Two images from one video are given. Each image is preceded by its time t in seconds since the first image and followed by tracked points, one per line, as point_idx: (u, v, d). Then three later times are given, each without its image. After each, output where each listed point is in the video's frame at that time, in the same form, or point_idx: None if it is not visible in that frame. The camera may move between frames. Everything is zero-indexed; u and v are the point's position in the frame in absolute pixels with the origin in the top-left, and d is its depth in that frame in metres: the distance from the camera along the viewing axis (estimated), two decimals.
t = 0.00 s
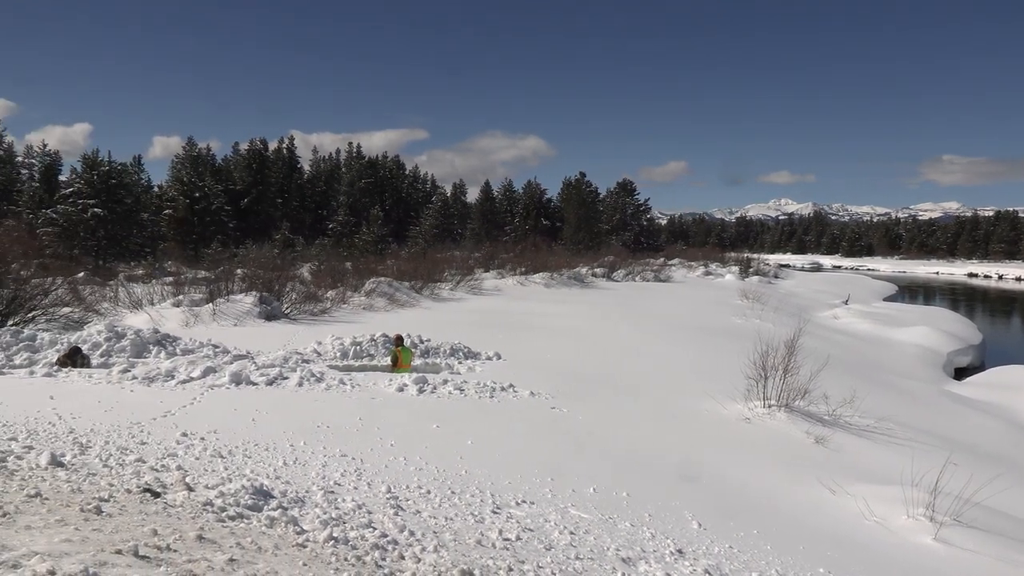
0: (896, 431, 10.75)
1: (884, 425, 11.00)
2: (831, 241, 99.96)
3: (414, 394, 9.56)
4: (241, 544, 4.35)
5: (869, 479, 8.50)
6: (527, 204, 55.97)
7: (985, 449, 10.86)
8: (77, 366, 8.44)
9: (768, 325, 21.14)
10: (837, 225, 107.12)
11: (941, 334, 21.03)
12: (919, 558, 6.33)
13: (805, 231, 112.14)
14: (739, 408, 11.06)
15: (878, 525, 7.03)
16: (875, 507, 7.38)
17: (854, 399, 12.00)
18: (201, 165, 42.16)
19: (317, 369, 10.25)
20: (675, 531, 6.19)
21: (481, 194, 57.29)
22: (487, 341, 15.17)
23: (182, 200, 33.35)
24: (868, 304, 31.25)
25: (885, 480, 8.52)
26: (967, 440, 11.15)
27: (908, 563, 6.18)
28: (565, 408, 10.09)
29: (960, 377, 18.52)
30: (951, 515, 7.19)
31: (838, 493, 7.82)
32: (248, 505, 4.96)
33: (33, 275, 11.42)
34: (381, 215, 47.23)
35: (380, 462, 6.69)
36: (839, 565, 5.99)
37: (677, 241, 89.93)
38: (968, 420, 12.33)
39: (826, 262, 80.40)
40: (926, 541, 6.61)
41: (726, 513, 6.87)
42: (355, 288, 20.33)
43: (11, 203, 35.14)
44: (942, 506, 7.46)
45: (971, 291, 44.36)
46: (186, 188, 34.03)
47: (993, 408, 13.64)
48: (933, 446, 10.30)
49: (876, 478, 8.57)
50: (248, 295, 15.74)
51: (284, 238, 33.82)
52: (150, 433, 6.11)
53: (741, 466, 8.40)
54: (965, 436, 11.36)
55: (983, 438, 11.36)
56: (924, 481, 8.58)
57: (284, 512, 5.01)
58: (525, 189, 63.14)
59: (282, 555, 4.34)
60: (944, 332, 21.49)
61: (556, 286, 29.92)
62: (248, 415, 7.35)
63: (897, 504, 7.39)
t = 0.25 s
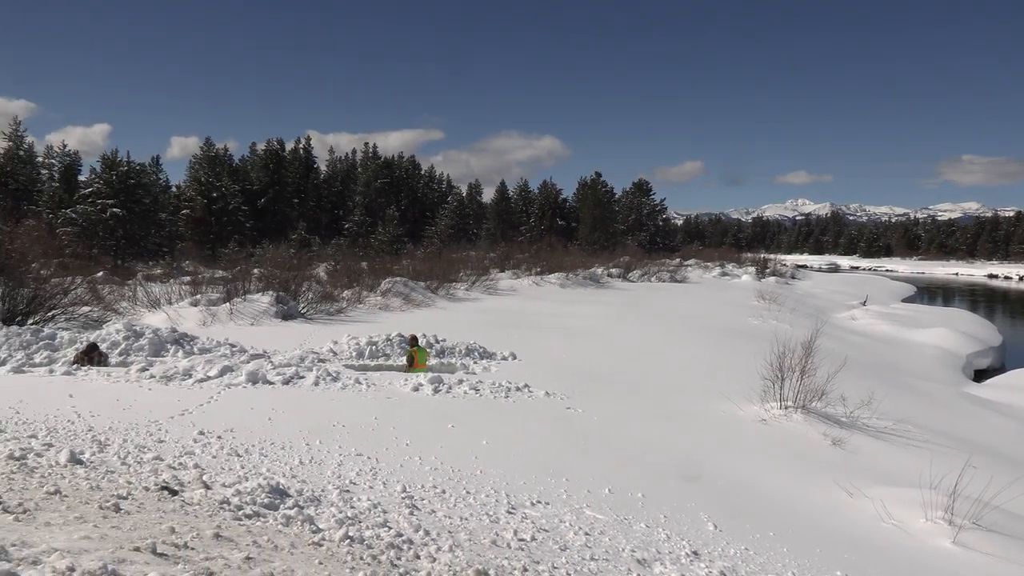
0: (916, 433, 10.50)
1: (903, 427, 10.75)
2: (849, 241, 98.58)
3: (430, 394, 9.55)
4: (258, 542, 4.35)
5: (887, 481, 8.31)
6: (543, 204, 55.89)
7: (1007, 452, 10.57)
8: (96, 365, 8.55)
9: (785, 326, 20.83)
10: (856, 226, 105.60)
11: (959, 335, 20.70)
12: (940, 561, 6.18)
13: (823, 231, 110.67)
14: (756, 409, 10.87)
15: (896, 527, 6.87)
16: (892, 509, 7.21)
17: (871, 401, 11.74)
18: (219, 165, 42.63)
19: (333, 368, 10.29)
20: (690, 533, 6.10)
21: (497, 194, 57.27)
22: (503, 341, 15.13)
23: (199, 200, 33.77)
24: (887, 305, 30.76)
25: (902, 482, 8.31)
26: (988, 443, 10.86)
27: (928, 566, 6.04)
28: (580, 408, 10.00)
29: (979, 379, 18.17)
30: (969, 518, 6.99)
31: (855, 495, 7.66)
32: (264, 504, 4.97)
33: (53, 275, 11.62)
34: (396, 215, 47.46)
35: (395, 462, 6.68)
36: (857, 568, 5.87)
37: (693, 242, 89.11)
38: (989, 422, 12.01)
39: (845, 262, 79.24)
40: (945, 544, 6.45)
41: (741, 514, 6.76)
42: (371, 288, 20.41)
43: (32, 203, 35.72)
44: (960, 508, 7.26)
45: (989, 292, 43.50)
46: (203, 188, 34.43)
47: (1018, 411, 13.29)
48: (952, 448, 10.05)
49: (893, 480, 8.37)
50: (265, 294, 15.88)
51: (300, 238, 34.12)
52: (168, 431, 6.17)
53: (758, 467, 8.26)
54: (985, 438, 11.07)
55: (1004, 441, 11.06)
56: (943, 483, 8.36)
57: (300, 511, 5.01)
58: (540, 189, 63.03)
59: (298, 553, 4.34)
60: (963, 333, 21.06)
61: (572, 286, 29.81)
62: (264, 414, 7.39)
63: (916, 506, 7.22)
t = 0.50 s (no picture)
0: (939, 437, 10.20)
1: (927, 431, 10.46)
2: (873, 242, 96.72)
3: (448, 394, 9.54)
4: (277, 539, 4.36)
5: (910, 485, 8.09)
6: (562, 205, 55.75)
7: None
8: (118, 362, 8.69)
9: (806, 328, 20.46)
10: (881, 227, 103.54)
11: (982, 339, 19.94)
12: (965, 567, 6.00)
13: (847, 232, 108.74)
14: (775, 411, 10.65)
15: (919, 532, 6.70)
16: (914, 513, 7.03)
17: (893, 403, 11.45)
18: (241, 165, 43.22)
19: (352, 367, 10.33)
20: (710, 535, 6.00)
21: (516, 194, 57.22)
22: (521, 342, 15.08)
23: (221, 200, 34.32)
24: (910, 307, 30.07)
25: (924, 486, 8.08)
26: (1015, 448, 10.53)
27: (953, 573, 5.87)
28: (597, 409, 9.91)
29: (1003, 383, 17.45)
30: (994, 524, 6.79)
31: (876, 498, 7.48)
32: (284, 501, 4.98)
33: (78, 273, 11.87)
34: (415, 215, 47.70)
35: (414, 461, 6.67)
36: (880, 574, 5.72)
37: (714, 243, 88.09)
38: (1016, 427, 11.65)
39: (869, 264, 77.74)
40: (969, 549, 6.27)
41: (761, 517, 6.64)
42: (389, 288, 20.51)
43: (59, 203, 36.45)
44: (984, 514, 7.05)
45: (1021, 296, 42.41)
46: (225, 188, 34.97)
47: None
48: (977, 453, 9.76)
49: (915, 484, 8.14)
50: (285, 294, 16.06)
51: (319, 239, 34.46)
52: (189, 429, 6.23)
53: (779, 470, 8.10)
54: (1012, 443, 10.74)
55: None
56: (966, 488, 8.11)
57: (319, 509, 5.02)
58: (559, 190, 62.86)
59: (317, 551, 4.34)
60: (986, 337, 20.40)
61: (590, 287, 29.65)
62: (284, 412, 7.44)
63: (939, 510, 7.03)
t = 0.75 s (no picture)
0: (962, 440, 9.93)
1: (950, 434, 10.19)
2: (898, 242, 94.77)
3: (466, 394, 9.51)
4: (297, 538, 4.36)
5: (933, 488, 7.90)
6: (580, 205, 55.52)
7: None
8: (140, 360, 8.80)
9: (826, 329, 20.08)
10: (906, 227, 101.41)
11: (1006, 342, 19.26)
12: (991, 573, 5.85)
13: (870, 232, 106.72)
14: (795, 413, 10.43)
15: (941, 536, 6.55)
16: (936, 517, 6.87)
17: (915, 405, 11.16)
18: (262, 165, 43.70)
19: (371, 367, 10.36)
20: (728, 537, 5.91)
21: (534, 194, 57.10)
22: (538, 342, 15.01)
23: (241, 200, 34.81)
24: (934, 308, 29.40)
25: (946, 489, 7.87)
26: None
27: None
28: (615, 410, 9.80)
29: None
30: (1019, 528, 6.62)
31: (897, 501, 7.32)
32: (303, 500, 4.98)
33: (100, 273, 12.08)
34: (433, 215, 47.86)
35: (432, 461, 6.65)
36: None
37: (734, 244, 86.98)
38: None
39: (893, 264, 76.22)
40: (992, 554, 6.11)
41: (780, 519, 6.52)
42: (408, 288, 20.57)
43: (82, 203, 37.10)
44: (1010, 518, 6.87)
45: None
46: (245, 188, 35.42)
47: None
48: (1002, 456, 9.49)
49: (938, 487, 7.93)
50: (305, 294, 16.19)
51: (338, 239, 34.75)
52: (209, 427, 6.28)
53: (800, 472, 7.94)
54: None
55: None
56: (991, 491, 7.89)
57: (338, 508, 5.02)
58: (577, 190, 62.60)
59: (336, 550, 4.33)
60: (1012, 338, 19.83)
61: (608, 287, 29.44)
62: (303, 411, 7.48)
63: (962, 513, 6.84)
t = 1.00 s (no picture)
0: (986, 444, 9.65)
1: (973, 437, 9.91)
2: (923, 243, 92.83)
3: (484, 394, 9.48)
4: (316, 536, 4.36)
5: (957, 492, 7.70)
6: (598, 205, 55.24)
7: None
8: (161, 359, 8.92)
9: (846, 330, 19.67)
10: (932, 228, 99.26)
11: None
12: None
13: (894, 233, 104.66)
14: (814, 415, 10.20)
15: (964, 540, 6.39)
16: (959, 521, 6.72)
17: (937, 408, 10.87)
18: (282, 165, 44.10)
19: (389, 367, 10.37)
20: (748, 540, 5.82)
21: (552, 194, 56.94)
22: (554, 342, 14.92)
23: (261, 200, 35.29)
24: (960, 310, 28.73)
25: (970, 493, 7.67)
26: None
27: None
28: (632, 411, 9.69)
29: None
30: None
31: (919, 504, 7.16)
32: (322, 499, 4.99)
33: (122, 272, 12.29)
34: (451, 215, 47.98)
35: (449, 461, 6.62)
36: None
37: (753, 244, 85.85)
38: None
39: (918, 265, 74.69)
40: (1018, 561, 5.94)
41: (799, 521, 6.41)
42: (426, 288, 20.62)
43: (104, 203, 37.70)
44: None
45: None
46: (265, 188, 35.85)
47: None
48: None
49: (960, 491, 7.73)
50: (323, 293, 16.32)
51: (356, 239, 35.02)
52: (229, 426, 6.33)
53: (820, 473, 7.80)
54: None
55: None
56: (1016, 496, 7.67)
57: (356, 507, 5.01)
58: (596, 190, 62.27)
59: (354, 549, 4.32)
60: None
61: (626, 288, 29.22)
62: (322, 411, 7.50)
63: (986, 516, 6.67)
